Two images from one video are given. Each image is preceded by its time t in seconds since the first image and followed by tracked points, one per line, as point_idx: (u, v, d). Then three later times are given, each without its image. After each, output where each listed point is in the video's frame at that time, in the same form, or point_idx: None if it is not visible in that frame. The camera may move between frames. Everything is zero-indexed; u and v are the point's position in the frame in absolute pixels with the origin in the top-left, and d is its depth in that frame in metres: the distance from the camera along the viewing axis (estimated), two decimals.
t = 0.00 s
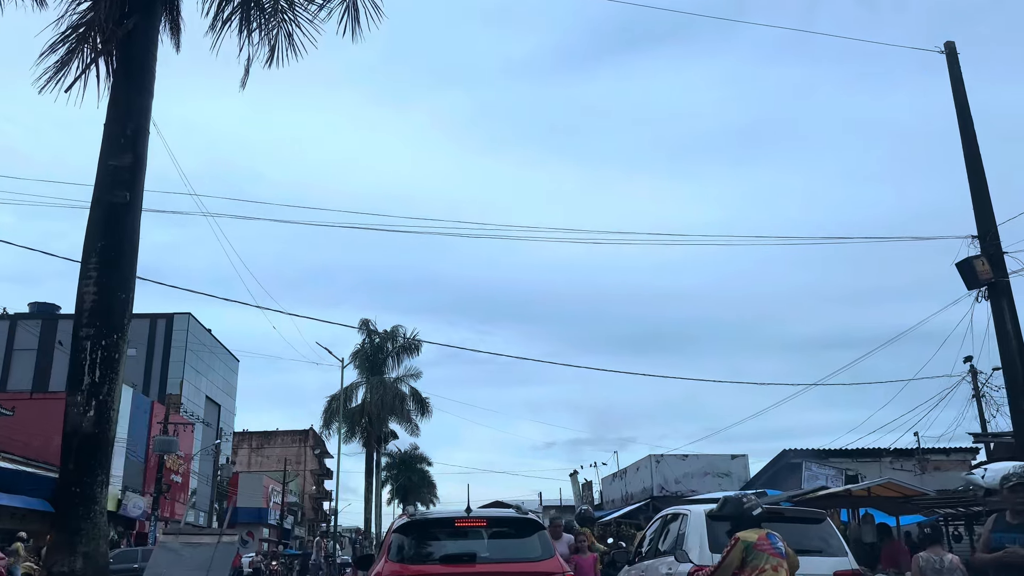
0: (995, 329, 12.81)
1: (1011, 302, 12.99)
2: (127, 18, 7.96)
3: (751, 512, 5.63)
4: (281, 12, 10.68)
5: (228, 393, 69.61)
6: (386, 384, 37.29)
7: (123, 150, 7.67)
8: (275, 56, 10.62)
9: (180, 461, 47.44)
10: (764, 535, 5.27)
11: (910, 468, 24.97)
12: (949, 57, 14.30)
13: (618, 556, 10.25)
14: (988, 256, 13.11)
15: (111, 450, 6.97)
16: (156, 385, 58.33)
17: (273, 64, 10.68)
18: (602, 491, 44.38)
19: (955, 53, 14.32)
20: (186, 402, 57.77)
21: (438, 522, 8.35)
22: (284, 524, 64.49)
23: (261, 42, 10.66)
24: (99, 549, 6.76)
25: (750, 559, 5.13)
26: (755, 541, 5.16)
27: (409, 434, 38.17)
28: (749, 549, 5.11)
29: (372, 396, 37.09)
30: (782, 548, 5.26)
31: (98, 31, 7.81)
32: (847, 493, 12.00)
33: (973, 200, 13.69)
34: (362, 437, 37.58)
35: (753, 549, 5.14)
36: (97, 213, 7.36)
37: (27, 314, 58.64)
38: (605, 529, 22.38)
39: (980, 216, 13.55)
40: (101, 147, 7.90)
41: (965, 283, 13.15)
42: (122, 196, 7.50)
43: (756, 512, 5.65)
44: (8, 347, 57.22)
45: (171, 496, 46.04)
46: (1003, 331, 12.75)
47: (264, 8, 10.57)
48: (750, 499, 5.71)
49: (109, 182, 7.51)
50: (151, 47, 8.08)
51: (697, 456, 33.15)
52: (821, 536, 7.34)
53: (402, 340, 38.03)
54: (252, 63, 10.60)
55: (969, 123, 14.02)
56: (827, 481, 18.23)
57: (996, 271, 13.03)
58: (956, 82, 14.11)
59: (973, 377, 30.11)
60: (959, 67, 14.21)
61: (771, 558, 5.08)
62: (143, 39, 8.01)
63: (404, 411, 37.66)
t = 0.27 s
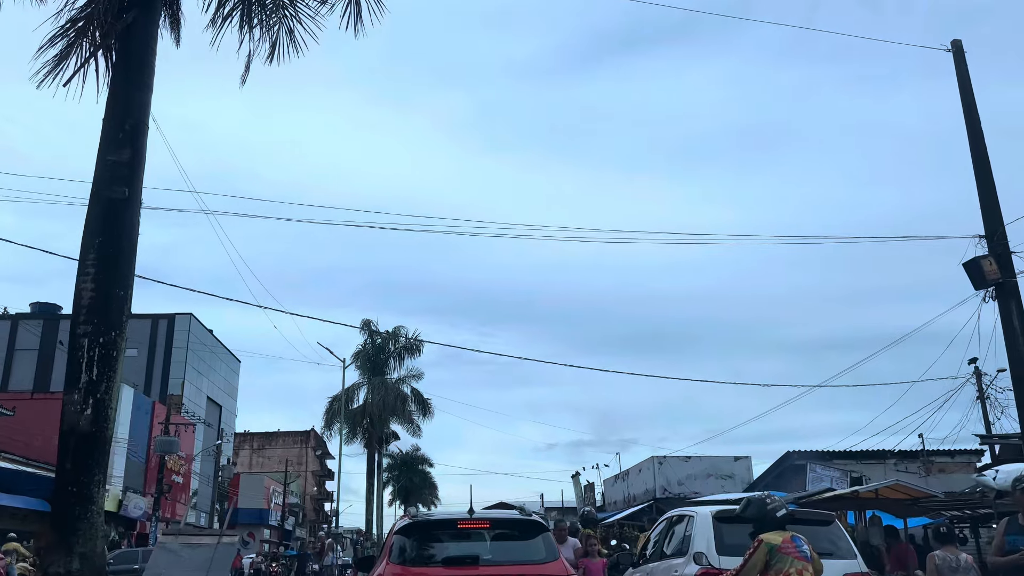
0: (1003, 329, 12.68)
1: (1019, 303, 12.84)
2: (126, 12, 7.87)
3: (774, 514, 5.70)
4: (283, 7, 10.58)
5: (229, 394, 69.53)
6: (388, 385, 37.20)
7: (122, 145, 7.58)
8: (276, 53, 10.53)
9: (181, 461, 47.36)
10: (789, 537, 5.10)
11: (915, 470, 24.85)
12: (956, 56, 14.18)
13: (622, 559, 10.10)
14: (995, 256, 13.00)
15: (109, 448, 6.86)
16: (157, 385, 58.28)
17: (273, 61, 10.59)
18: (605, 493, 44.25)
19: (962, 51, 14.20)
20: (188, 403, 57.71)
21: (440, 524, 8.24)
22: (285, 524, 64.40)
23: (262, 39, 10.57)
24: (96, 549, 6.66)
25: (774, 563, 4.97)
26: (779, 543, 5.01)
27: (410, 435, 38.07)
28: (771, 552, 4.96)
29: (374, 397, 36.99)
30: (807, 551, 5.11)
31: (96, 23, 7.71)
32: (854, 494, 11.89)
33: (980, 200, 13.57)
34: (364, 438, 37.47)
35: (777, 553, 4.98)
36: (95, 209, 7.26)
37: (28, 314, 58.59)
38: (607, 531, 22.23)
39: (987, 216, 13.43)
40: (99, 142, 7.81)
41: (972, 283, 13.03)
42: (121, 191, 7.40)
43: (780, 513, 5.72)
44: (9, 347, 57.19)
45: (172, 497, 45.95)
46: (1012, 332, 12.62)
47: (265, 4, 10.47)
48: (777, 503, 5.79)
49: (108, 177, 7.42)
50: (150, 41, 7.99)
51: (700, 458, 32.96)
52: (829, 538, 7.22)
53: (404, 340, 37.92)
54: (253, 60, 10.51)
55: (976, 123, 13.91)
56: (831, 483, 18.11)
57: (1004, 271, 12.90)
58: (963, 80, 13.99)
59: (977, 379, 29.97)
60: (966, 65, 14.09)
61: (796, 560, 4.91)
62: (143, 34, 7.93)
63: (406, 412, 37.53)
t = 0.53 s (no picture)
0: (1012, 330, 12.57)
1: None
2: (128, 8, 7.81)
3: (796, 513, 5.45)
4: (285, 5, 10.52)
5: (231, 394, 69.50)
6: (390, 386, 37.12)
7: (123, 141, 7.51)
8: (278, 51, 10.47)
9: (183, 462, 47.32)
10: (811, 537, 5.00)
11: (920, 473, 24.73)
12: (963, 54, 14.09)
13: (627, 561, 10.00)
14: (1003, 256, 12.90)
15: (109, 447, 6.80)
16: (160, 385, 58.30)
17: (275, 59, 10.53)
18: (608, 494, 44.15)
19: (969, 50, 14.11)
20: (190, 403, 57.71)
21: (443, 525, 8.16)
22: (288, 525, 64.38)
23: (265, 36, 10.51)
24: (95, 550, 6.59)
25: (795, 565, 4.87)
26: (801, 545, 4.91)
27: (413, 436, 38.00)
28: (793, 554, 4.86)
29: (376, 398, 36.93)
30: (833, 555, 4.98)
31: (98, 19, 7.65)
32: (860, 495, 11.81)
33: (988, 200, 13.46)
34: (366, 439, 37.39)
35: (799, 555, 4.87)
36: (96, 206, 7.20)
37: (31, 314, 58.60)
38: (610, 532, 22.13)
39: (995, 216, 13.32)
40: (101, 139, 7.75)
41: (980, 283, 12.92)
42: (122, 188, 7.33)
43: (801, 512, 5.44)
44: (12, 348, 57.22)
45: (174, 497, 45.90)
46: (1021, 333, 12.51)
47: (267, 2, 10.41)
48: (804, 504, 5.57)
49: (109, 174, 7.35)
50: (153, 38, 7.93)
51: (704, 459, 32.88)
52: (838, 541, 7.12)
53: (406, 341, 37.85)
54: (255, 57, 10.45)
55: (984, 122, 13.80)
56: (836, 485, 18.02)
57: (1012, 272, 12.79)
58: (970, 80, 13.90)
59: (982, 381, 29.86)
60: (973, 64, 14.00)
61: (818, 562, 4.80)
62: (144, 30, 7.86)
63: (409, 412, 37.46)
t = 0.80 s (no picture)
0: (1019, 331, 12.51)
1: None
2: (131, 7, 7.79)
3: (812, 516, 5.13)
4: (288, 5, 10.51)
5: (234, 395, 69.53)
6: (393, 386, 37.09)
7: (126, 140, 7.48)
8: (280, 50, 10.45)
9: (187, 462, 47.32)
10: (826, 542, 4.95)
11: (925, 474, 24.63)
12: (969, 55, 14.01)
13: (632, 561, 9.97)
14: (1010, 256, 12.82)
15: (111, 448, 6.76)
16: (163, 386, 58.35)
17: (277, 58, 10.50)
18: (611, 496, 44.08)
19: (975, 50, 14.04)
20: (193, 404, 57.76)
21: (447, 526, 8.11)
22: (290, 526, 64.39)
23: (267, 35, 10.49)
24: (97, 551, 6.56)
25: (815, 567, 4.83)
26: (819, 548, 4.86)
27: (416, 437, 37.97)
28: (811, 557, 4.81)
29: (379, 398, 36.89)
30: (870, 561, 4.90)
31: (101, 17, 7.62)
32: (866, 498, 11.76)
33: (994, 200, 13.38)
34: (369, 440, 37.36)
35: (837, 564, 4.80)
36: (98, 205, 7.17)
37: (35, 314, 58.64)
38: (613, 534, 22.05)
39: (1001, 216, 13.25)
40: (103, 138, 7.71)
41: (986, 284, 12.84)
42: (124, 187, 7.30)
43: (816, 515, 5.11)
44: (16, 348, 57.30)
45: (177, 498, 45.92)
46: None
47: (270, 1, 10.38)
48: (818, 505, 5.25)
49: (111, 173, 7.33)
50: (155, 37, 7.90)
51: (708, 461, 32.82)
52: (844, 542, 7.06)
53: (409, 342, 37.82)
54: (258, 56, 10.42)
55: (990, 123, 13.73)
56: (841, 487, 17.95)
57: (1018, 273, 12.73)
58: (976, 80, 13.82)
59: (988, 382, 29.75)
60: (979, 64, 13.93)
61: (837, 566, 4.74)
62: (147, 28, 7.83)
63: (412, 413, 37.42)
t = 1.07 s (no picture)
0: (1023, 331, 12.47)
1: None
2: (134, 6, 7.79)
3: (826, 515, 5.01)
4: (290, 5, 10.51)
5: (238, 395, 69.60)
6: (396, 387, 37.10)
7: (129, 140, 7.48)
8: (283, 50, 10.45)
9: (190, 462, 47.38)
10: (838, 542, 4.92)
11: (929, 475, 24.58)
12: (973, 55, 13.98)
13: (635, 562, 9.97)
14: (1014, 256, 12.79)
15: (113, 447, 6.76)
16: (167, 386, 58.44)
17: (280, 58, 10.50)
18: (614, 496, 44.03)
19: (979, 51, 14.00)
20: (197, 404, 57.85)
21: (450, 527, 8.10)
22: (293, 526, 64.44)
23: (270, 35, 10.49)
24: (100, 551, 6.56)
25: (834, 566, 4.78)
26: (836, 549, 4.82)
27: (419, 438, 37.98)
28: (828, 557, 4.76)
29: (382, 399, 36.91)
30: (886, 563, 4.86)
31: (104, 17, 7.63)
32: (870, 499, 11.74)
33: (998, 201, 13.35)
34: (372, 440, 37.37)
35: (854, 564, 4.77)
36: (100, 205, 7.17)
37: (39, 314, 58.75)
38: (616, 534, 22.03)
39: (1005, 216, 13.21)
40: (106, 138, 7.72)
41: (990, 284, 12.81)
42: (127, 187, 7.30)
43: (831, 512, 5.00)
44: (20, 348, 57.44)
45: (181, 498, 45.98)
46: None
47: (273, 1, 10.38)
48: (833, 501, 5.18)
49: (114, 173, 7.32)
50: (159, 37, 7.91)
51: (711, 462, 32.78)
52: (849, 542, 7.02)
53: (412, 342, 37.82)
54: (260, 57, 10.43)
55: (994, 123, 13.69)
56: (844, 488, 17.91)
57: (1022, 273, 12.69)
58: (980, 80, 13.79)
59: (991, 383, 29.68)
60: (984, 64, 13.89)
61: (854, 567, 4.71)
62: (150, 28, 7.83)
63: (414, 414, 37.42)
